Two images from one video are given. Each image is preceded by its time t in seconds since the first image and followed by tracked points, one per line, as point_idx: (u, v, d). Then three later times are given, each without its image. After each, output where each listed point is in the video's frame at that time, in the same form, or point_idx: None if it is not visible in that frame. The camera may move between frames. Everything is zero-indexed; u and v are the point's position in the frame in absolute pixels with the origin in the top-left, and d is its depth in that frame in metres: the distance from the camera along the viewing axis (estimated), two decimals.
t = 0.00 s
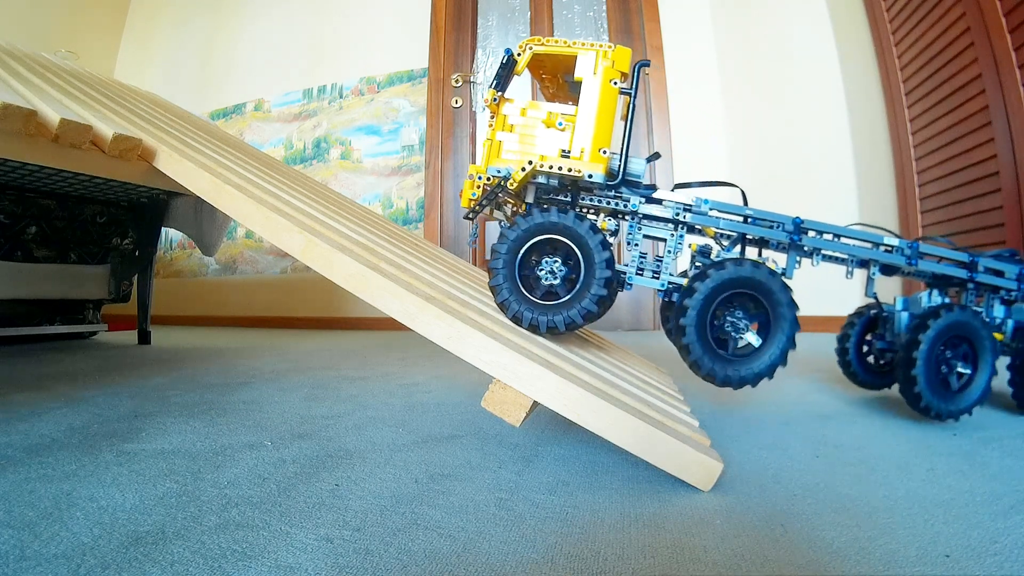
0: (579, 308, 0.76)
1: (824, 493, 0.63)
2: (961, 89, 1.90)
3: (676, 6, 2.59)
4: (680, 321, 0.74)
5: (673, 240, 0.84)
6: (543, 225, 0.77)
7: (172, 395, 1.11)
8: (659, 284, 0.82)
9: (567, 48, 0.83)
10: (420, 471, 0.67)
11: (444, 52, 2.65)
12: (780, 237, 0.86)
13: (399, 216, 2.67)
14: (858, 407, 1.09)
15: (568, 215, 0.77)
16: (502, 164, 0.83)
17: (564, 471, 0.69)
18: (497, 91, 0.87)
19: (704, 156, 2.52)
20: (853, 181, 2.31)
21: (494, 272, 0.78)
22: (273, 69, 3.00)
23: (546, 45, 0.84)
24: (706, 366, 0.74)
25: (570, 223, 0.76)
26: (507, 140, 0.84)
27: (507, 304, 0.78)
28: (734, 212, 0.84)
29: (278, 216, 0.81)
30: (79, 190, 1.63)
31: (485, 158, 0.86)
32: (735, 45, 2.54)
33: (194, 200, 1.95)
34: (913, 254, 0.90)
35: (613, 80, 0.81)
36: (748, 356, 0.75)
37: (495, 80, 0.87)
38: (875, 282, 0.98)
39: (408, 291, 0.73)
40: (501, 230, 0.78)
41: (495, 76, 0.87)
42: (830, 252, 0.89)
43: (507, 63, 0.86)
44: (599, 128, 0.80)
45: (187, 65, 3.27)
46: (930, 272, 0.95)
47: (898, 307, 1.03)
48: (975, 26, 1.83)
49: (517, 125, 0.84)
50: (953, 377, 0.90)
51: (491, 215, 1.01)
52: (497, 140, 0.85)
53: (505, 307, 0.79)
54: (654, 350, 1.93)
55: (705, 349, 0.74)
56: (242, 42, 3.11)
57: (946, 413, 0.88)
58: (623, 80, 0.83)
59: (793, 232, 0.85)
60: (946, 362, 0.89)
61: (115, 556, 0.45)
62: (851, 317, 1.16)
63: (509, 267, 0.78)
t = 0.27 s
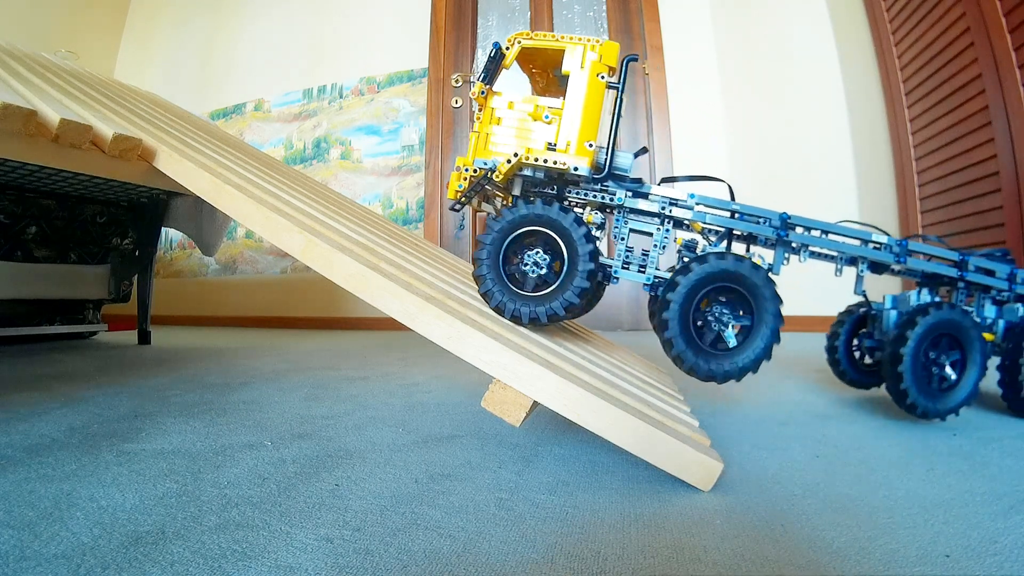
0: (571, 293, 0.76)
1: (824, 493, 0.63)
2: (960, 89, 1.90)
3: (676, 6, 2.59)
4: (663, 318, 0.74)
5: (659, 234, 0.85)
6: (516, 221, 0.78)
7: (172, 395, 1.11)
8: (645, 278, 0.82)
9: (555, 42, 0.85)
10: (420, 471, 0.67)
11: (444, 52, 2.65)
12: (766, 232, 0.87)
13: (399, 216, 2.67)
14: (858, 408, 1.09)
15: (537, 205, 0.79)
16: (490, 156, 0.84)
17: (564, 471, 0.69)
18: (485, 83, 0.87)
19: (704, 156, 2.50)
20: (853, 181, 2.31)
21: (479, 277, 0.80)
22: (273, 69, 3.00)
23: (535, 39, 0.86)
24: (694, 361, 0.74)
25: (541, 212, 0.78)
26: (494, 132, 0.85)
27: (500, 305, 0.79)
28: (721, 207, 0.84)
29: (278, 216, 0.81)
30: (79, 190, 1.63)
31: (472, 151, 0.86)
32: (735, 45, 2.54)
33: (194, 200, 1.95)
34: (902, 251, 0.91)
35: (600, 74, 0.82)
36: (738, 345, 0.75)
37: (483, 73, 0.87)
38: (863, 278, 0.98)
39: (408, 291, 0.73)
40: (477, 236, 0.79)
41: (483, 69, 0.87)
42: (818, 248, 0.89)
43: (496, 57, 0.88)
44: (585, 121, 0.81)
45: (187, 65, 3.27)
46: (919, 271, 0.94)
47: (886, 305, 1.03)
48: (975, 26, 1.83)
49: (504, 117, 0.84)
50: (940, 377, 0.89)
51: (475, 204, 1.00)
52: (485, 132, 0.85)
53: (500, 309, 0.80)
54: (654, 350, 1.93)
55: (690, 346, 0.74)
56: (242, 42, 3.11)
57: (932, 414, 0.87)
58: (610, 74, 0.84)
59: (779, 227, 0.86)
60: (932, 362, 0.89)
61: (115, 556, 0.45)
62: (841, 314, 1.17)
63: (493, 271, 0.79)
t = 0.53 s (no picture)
0: (561, 277, 0.76)
1: (824, 493, 0.63)
2: (961, 89, 1.90)
3: (676, 6, 2.59)
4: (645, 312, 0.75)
5: (646, 229, 0.85)
6: (492, 219, 0.79)
7: (172, 395, 1.11)
8: (631, 273, 0.82)
9: (543, 37, 0.85)
10: (420, 471, 0.67)
11: (444, 52, 2.65)
12: (754, 227, 0.87)
13: (399, 216, 2.67)
14: (858, 408, 1.09)
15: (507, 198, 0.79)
16: (477, 148, 0.85)
17: (564, 471, 0.69)
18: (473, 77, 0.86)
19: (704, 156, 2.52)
20: (853, 181, 2.31)
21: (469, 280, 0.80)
22: (274, 70, 3.00)
23: (523, 34, 0.86)
24: (684, 354, 0.74)
25: (511, 204, 0.79)
26: (481, 125, 0.85)
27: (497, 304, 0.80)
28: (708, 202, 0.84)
29: (278, 216, 0.81)
30: (79, 190, 1.63)
31: (460, 144, 0.87)
32: (735, 45, 2.55)
33: (194, 200, 1.95)
34: (891, 249, 0.91)
35: (588, 69, 0.83)
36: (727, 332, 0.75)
37: (470, 68, 0.85)
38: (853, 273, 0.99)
39: (408, 292, 0.73)
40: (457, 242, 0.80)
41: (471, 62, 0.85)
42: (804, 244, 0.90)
43: (484, 51, 0.87)
44: (571, 114, 0.81)
45: (187, 65, 3.27)
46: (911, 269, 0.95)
47: (876, 303, 1.03)
48: (975, 26, 1.83)
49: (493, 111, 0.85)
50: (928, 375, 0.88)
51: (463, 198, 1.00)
52: (473, 125, 0.86)
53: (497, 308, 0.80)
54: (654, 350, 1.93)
55: (677, 340, 0.74)
56: (243, 42, 3.11)
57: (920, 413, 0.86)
58: (598, 68, 0.84)
59: (766, 223, 0.86)
60: (919, 360, 0.88)
61: (115, 556, 0.45)
62: (831, 313, 1.17)
63: (482, 274, 0.80)
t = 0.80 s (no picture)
0: (549, 260, 0.76)
1: (824, 493, 0.63)
2: (961, 89, 1.90)
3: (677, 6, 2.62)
4: (628, 306, 0.76)
5: (633, 223, 0.85)
6: (472, 219, 0.81)
7: (172, 395, 1.11)
8: (618, 267, 0.84)
9: (533, 32, 0.87)
10: (420, 471, 0.67)
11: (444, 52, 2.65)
12: (740, 223, 0.86)
13: (399, 216, 2.67)
14: (858, 408, 1.09)
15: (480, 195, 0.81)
16: (465, 142, 0.86)
17: (564, 471, 0.69)
18: (463, 71, 0.89)
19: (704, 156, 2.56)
20: (853, 181, 2.31)
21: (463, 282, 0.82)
22: (274, 70, 3.00)
23: (513, 28, 0.88)
24: (671, 348, 0.75)
25: (486, 201, 0.81)
26: (471, 118, 0.87)
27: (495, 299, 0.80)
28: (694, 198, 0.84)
29: (278, 216, 0.81)
30: (79, 190, 1.63)
31: (449, 136, 0.89)
32: (735, 45, 2.57)
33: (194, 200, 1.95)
34: (879, 247, 0.91)
35: (576, 63, 0.84)
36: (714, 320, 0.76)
37: (462, 62, 0.89)
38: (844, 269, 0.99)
39: (408, 292, 0.73)
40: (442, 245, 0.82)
41: (461, 56, 0.90)
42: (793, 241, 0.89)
43: (475, 45, 0.90)
44: (559, 108, 0.82)
45: (187, 65, 3.27)
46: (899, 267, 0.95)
47: (865, 301, 1.03)
48: (975, 26, 1.82)
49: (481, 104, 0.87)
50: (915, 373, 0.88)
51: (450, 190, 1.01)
52: (462, 119, 0.88)
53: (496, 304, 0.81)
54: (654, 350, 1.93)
55: (662, 333, 0.75)
56: (243, 43, 3.11)
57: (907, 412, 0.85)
58: (587, 64, 0.86)
59: (752, 219, 0.86)
60: (908, 356, 0.88)
61: (115, 556, 0.45)
62: (822, 311, 1.18)
63: (474, 274, 0.81)
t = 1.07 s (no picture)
0: (538, 240, 0.77)
1: (824, 493, 0.63)
2: (961, 89, 1.89)
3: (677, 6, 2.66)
4: (610, 301, 0.77)
5: (619, 217, 0.86)
6: (453, 218, 0.81)
7: (172, 395, 1.11)
8: (603, 261, 0.85)
9: (520, 26, 0.88)
10: (420, 471, 0.67)
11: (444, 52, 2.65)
12: (725, 218, 0.87)
13: (399, 216, 2.67)
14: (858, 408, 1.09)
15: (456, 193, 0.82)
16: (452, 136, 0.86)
17: (564, 471, 0.69)
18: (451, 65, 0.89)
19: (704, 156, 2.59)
20: (853, 181, 2.31)
21: (456, 282, 0.81)
22: (274, 69, 3.00)
23: (501, 23, 0.89)
24: (656, 340, 0.75)
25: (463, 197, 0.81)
26: (458, 112, 0.88)
27: (495, 290, 0.79)
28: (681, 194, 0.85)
29: (278, 216, 0.81)
30: (79, 190, 1.63)
31: (436, 129, 0.89)
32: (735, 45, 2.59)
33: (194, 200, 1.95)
34: (867, 244, 0.92)
35: (564, 58, 0.84)
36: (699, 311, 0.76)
37: (449, 56, 0.88)
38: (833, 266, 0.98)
39: (408, 292, 0.73)
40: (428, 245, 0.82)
41: (449, 49, 0.89)
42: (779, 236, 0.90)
43: (464, 39, 0.90)
44: (546, 102, 0.82)
45: (187, 65, 3.27)
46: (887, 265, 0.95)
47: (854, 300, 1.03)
48: (975, 26, 1.82)
49: (468, 98, 0.87)
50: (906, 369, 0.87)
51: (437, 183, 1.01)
52: (449, 112, 0.89)
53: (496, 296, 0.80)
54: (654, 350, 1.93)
55: (644, 327, 0.76)
56: (243, 42, 3.12)
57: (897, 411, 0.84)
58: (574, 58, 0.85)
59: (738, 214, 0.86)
60: (897, 353, 0.87)
61: (115, 556, 0.45)
62: (811, 310, 1.17)
63: (469, 271, 0.80)
